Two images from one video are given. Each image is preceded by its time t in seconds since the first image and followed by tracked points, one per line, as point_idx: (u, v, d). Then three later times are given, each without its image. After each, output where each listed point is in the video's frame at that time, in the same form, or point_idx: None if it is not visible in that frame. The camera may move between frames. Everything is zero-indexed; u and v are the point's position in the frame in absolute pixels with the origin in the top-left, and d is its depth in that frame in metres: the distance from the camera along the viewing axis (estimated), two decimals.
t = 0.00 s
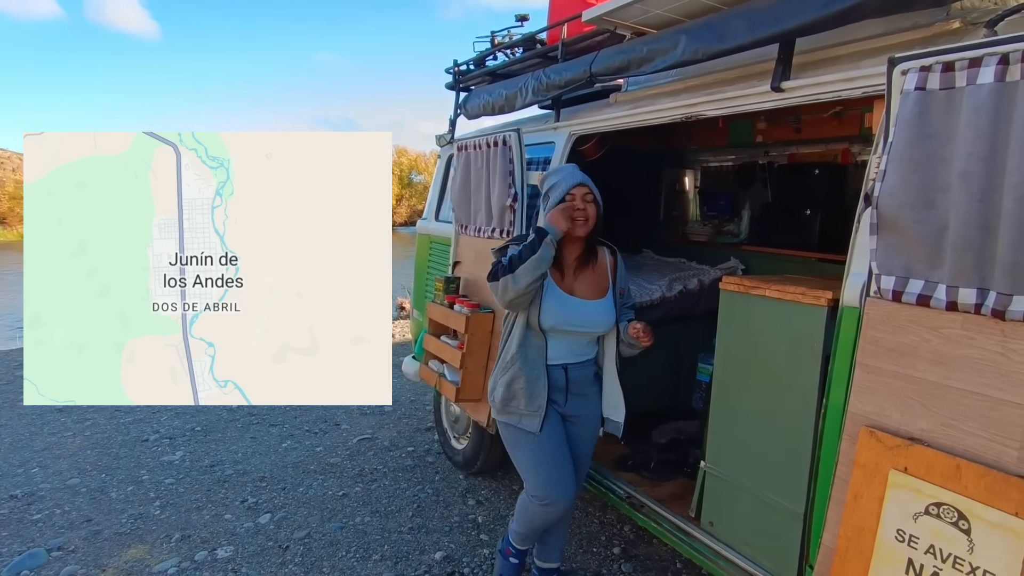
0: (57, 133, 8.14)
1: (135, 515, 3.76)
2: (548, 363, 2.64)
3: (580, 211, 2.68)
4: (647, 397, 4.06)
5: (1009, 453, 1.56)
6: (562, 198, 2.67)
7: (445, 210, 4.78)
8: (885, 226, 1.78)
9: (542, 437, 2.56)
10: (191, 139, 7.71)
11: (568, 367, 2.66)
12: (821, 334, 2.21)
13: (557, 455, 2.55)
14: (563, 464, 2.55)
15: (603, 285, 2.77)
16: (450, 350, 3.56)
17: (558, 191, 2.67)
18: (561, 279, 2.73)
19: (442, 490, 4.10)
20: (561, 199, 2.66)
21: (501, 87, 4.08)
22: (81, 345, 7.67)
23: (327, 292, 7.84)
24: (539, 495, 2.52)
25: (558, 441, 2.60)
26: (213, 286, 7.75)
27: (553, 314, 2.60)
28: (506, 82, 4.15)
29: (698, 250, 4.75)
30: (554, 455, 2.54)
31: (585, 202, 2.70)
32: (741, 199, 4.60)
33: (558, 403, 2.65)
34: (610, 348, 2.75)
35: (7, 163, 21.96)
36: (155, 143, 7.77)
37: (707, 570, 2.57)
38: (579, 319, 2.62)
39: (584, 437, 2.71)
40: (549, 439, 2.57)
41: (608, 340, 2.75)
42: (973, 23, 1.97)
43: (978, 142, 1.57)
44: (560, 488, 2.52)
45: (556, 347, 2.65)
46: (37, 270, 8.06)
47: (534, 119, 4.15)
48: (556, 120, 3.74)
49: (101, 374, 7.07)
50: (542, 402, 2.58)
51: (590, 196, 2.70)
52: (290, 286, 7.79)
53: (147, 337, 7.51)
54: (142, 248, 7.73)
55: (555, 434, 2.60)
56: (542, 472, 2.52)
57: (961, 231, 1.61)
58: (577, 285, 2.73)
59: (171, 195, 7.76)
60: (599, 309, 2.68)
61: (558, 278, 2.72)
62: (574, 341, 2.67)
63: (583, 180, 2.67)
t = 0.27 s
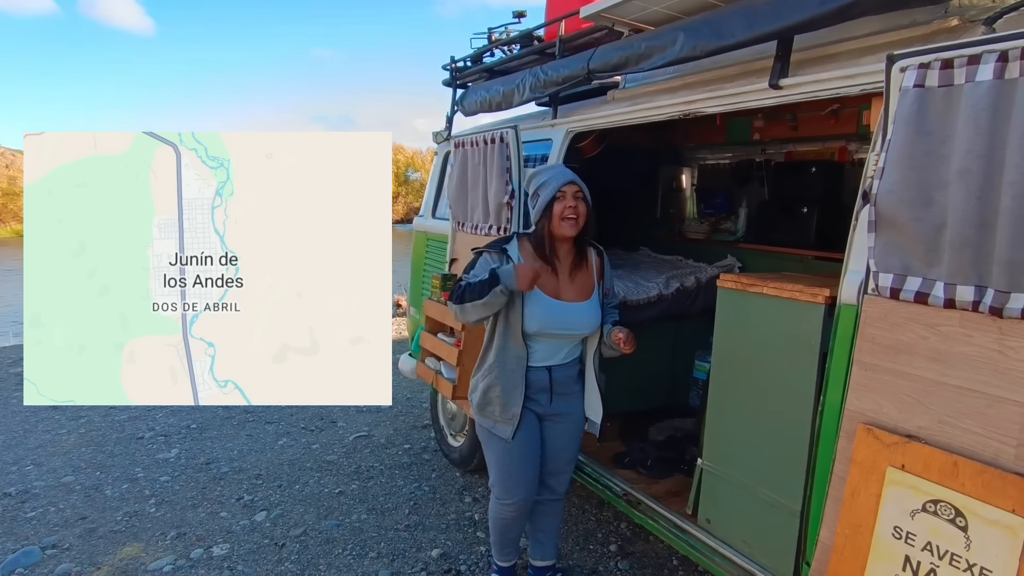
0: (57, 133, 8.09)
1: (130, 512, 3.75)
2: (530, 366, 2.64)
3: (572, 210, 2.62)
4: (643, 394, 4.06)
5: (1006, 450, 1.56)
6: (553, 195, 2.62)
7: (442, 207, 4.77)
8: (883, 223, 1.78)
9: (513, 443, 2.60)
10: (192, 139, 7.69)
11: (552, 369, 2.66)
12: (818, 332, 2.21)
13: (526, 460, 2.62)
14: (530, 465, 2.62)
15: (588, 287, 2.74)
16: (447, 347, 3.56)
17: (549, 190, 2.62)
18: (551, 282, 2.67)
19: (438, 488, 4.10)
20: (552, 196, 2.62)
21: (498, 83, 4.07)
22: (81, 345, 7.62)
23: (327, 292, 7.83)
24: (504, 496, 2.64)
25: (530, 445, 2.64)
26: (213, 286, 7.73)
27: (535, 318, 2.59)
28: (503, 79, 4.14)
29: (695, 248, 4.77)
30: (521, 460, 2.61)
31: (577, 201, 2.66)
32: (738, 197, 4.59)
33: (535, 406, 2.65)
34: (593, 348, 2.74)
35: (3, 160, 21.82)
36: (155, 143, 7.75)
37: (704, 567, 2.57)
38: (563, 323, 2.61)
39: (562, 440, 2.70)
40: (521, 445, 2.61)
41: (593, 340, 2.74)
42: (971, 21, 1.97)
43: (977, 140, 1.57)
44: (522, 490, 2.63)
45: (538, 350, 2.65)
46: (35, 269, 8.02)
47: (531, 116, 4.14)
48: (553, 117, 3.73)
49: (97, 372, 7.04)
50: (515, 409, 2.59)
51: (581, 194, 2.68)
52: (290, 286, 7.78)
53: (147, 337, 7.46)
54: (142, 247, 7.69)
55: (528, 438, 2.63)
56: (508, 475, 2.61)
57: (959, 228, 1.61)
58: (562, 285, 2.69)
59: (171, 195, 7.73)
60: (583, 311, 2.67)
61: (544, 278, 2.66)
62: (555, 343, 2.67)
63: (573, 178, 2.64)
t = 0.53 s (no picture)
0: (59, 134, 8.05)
1: (128, 512, 3.74)
2: (491, 359, 2.64)
3: (537, 214, 2.60)
4: (643, 393, 4.06)
5: (1007, 449, 1.56)
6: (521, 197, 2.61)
7: (441, 206, 4.76)
8: (885, 222, 1.78)
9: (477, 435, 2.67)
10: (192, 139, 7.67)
11: (514, 365, 2.62)
12: (818, 331, 2.21)
13: (497, 452, 2.68)
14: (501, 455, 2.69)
15: (549, 288, 2.67)
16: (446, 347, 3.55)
17: (516, 190, 2.62)
18: (506, 277, 2.66)
19: (438, 487, 4.10)
20: (519, 198, 2.61)
21: (498, 82, 4.06)
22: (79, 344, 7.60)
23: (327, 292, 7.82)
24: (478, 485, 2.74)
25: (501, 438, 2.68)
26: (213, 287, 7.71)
27: (485, 311, 2.62)
28: (502, 77, 4.13)
29: (695, 248, 4.77)
30: (489, 452, 2.68)
31: (545, 204, 2.64)
32: (737, 196, 4.59)
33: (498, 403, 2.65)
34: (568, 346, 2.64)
35: None
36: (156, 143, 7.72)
37: (704, 566, 2.57)
38: (515, 316, 2.60)
39: (535, 442, 2.64)
40: (487, 438, 2.67)
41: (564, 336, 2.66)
42: (973, 20, 1.96)
43: (979, 138, 1.56)
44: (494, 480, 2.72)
45: (499, 345, 2.65)
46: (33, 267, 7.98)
47: (531, 115, 4.14)
48: (553, 116, 3.72)
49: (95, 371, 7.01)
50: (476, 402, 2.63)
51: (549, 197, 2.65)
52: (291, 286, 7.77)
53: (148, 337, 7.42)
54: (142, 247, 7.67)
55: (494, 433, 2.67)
56: (480, 466, 2.70)
57: (961, 227, 1.60)
58: (520, 283, 2.66)
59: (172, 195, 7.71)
60: (540, 306, 2.62)
61: (504, 274, 2.67)
62: (519, 339, 2.63)
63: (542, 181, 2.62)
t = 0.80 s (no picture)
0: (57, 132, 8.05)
1: (128, 511, 3.73)
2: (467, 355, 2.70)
3: (509, 214, 2.61)
4: (643, 393, 4.06)
5: (1010, 449, 1.56)
6: (494, 199, 2.64)
7: (442, 206, 4.75)
8: (887, 221, 1.77)
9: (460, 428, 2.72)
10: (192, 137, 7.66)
11: (484, 363, 2.62)
12: (820, 331, 2.20)
13: (478, 450, 2.68)
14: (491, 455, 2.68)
15: (517, 289, 2.62)
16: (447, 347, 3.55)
17: (490, 191, 2.66)
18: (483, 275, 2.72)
19: (438, 487, 4.09)
20: (492, 200, 2.65)
21: (498, 81, 4.06)
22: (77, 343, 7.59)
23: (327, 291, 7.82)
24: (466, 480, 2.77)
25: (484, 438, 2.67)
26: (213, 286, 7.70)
27: (459, 306, 2.71)
28: (503, 77, 4.13)
29: (694, 248, 4.76)
30: (470, 450, 2.69)
31: (519, 205, 2.63)
32: (737, 196, 4.59)
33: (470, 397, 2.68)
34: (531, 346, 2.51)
35: None
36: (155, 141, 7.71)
37: (705, 566, 2.56)
38: (480, 313, 2.62)
39: (500, 448, 2.57)
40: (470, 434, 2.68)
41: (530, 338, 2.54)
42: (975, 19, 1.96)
43: (981, 138, 1.56)
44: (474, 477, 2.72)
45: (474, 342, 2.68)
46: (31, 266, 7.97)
47: (531, 114, 4.13)
48: (553, 116, 3.72)
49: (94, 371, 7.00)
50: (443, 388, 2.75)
51: (524, 198, 2.64)
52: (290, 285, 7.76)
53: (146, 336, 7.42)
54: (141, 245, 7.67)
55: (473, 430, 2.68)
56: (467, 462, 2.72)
57: (964, 226, 1.60)
58: (494, 284, 2.68)
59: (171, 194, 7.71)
60: (500, 304, 2.59)
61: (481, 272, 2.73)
62: (487, 338, 2.62)
63: (515, 182, 2.61)
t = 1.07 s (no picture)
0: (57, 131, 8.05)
1: (129, 512, 3.73)
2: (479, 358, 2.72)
3: (497, 211, 2.63)
4: (644, 394, 4.06)
5: (1011, 449, 1.56)
6: (484, 196, 2.66)
7: (442, 206, 4.75)
8: (888, 222, 1.78)
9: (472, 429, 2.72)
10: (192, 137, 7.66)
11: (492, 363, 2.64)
12: (822, 331, 2.21)
13: (494, 452, 2.67)
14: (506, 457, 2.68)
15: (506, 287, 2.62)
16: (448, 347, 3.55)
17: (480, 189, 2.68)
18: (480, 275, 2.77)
19: (439, 487, 4.10)
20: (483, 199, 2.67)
21: (499, 81, 4.06)
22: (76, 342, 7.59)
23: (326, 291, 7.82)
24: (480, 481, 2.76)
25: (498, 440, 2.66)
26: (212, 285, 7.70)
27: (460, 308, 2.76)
28: (503, 77, 4.13)
29: (695, 248, 4.76)
30: (483, 451, 2.68)
31: (507, 202, 2.63)
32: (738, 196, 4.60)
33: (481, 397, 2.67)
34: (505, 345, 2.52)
35: None
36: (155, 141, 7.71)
37: (706, 566, 2.56)
38: (474, 313, 2.66)
39: (521, 447, 2.56)
40: (482, 436, 2.67)
41: (508, 336, 2.52)
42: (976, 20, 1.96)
43: (983, 139, 1.56)
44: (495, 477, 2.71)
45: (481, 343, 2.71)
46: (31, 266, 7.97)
47: (532, 114, 4.14)
48: (554, 116, 3.72)
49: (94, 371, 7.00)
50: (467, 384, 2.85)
51: (512, 194, 2.63)
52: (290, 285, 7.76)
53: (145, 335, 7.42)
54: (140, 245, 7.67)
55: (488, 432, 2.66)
56: (482, 464, 2.71)
57: (965, 228, 1.60)
58: (489, 281, 2.71)
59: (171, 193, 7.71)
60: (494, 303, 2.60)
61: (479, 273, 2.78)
62: (488, 338, 2.65)
63: (504, 178, 2.61)
